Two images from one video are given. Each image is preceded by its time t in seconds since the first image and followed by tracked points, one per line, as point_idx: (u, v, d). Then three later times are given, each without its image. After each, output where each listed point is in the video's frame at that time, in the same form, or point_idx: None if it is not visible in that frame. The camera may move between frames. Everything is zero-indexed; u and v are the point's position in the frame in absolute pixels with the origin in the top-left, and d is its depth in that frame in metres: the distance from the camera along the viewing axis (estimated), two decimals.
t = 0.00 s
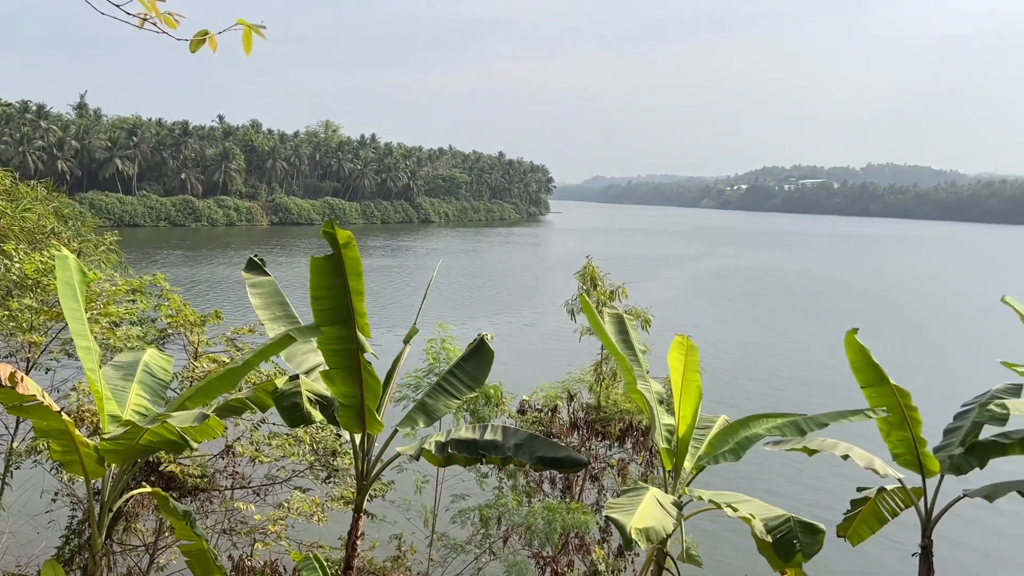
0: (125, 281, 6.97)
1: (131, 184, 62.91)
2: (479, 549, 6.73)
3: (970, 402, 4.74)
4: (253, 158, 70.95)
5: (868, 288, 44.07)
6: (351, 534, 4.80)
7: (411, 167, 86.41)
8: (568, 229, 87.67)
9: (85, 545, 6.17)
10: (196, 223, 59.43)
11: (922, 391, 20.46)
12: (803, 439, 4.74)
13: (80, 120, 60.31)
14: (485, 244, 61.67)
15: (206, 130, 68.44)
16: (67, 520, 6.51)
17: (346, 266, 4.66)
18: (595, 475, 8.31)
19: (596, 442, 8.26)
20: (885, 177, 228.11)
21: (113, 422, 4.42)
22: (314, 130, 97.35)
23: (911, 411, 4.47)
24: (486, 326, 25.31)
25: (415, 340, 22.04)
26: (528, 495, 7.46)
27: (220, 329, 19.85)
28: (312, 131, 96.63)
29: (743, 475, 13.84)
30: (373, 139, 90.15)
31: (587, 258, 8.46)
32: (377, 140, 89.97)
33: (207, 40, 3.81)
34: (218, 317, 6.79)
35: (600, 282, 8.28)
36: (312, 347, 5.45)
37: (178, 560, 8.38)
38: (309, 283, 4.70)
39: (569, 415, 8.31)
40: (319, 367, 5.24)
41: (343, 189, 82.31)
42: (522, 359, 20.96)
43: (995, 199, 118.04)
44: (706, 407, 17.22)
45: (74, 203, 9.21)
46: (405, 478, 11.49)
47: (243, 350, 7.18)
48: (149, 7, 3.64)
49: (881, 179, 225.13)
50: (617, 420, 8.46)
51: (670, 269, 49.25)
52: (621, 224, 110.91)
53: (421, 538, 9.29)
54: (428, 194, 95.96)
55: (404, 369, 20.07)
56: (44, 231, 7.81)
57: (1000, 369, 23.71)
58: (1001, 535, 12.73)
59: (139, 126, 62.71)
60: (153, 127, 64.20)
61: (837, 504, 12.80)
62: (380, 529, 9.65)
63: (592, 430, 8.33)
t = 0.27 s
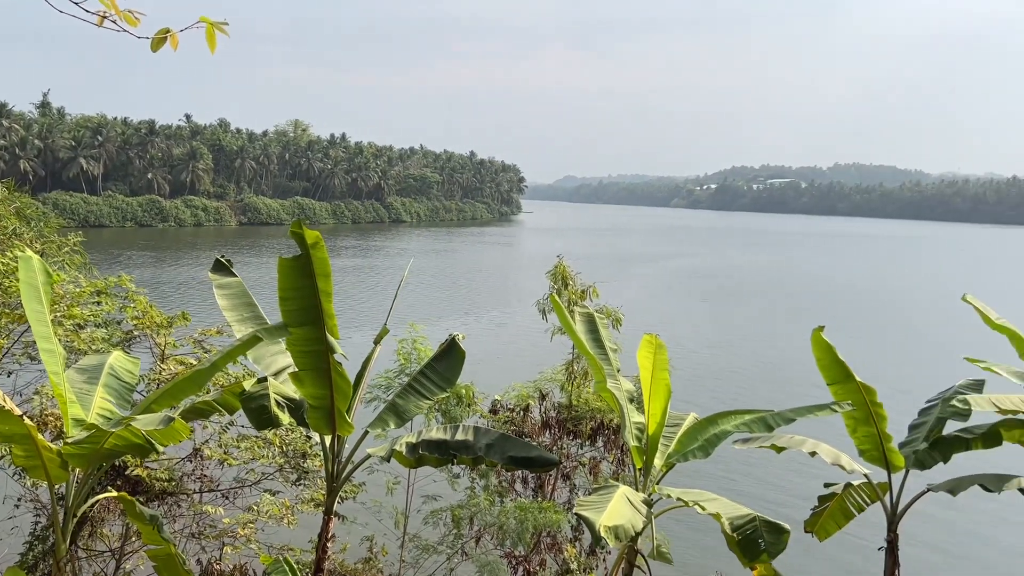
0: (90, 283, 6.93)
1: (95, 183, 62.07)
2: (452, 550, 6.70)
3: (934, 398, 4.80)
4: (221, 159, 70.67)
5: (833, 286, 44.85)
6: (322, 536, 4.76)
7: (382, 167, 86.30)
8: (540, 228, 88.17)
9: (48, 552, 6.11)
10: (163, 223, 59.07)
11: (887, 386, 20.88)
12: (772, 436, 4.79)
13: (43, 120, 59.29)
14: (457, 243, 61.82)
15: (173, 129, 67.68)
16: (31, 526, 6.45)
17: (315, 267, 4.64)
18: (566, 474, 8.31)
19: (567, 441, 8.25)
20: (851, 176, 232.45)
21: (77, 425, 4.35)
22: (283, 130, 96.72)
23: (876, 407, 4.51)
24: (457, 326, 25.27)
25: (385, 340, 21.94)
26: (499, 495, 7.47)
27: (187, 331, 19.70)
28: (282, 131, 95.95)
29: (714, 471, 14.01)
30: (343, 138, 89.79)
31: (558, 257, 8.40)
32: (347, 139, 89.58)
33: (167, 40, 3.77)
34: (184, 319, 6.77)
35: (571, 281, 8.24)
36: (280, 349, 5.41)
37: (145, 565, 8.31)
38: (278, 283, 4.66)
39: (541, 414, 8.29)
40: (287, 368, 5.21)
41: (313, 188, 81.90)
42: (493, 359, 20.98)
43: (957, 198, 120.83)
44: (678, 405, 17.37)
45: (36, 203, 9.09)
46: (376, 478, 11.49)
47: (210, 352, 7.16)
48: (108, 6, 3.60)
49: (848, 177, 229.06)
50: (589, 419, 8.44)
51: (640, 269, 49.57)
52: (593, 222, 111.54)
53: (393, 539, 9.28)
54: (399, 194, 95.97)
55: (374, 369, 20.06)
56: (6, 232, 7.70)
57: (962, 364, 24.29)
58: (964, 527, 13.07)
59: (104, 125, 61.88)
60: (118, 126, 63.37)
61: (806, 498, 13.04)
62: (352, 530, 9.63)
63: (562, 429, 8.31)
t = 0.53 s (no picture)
0: (53, 286, 6.84)
1: (58, 184, 61.00)
2: (423, 551, 6.67)
3: (898, 394, 4.84)
4: (188, 158, 69.88)
5: (799, 285, 45.54)
6: (290, 539, 4.73)
7: (352, 167, 86.09)
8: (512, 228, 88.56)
9: (11, 559, 6.01)
10: (129, 224, 58.33)
11: (852, 382, 21.24)
12: (740, 434, 4.82)
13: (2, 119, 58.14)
14: (428, 244, 61.86)
15: (138, 129, 66.71)
16: None
17: (282, 267, 4.61)
18: (538, 473, 8.29)
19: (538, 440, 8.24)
20: (818, 176, 236.39)
21: (39, 430, 4.28)
22: (251, 129, 95.90)
23: (843, 404, 4.53)
24: (427, 327, 25.23)
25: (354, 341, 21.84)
26: (471, 495, 7.45)
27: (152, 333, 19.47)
28: (250, 130, 95.11)
29: (686, 469, 14.12)
30: (312, 137, 89.43)
31: (529, 257, 8.35)
32: (317, 139, 89.20)
33: (127, 39, 3.72)
34: (151, 321, 6.71)
35: (542, 281, 8.19)
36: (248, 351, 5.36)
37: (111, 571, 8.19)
38: (245, 285, 4.63)
39: (512, 414, 8.26)
40: (255, 370, 5.17)
41: (282, 188, 81.35)
42: (464, 359, 20.97)
43: (921, 197, 123.38)
44: (650, 404, 17.49)
45: None
46: (346, 481, 11.43)
47: (177, 355, 7.10)
48: (65, 5, 3.54)
49: (817, 177, 232.66)
50: (561, 419, 8.41)
51: (611, 268, 49.85)
52: (566, 222, 111.99)
53: (363, 541, 9.24)
54: (369, 194, 95.83)
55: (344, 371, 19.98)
56: None
57: (925, 360, 24.80)
58: (929, 520, 13.35)
59: (67, 124, 60.83)
60: (82, 125, 62.36)
61: (776, 494, 13.22)
62: (322, 533, 9.56)
63: (534, 428, 8.29)
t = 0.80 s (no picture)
0: (13, 289, 6.73)
1: (18, 184, 59.98)
2: (394, 552, 6.66)
3: (864, 391, 4.88)
4: (154, 158, 69.10)
5: (767, 284, 46.12)
6: (259, 544, 4.68)
7: (320, 167, 85.83)
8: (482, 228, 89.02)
9: None
10: (93, 225, 57.58)
11: (819, 379, 21.62)
12: (708, 432, 4.86)
13: None
14: (399, 244, 61.82)
15: (101, 128, 65.78)
16: None
17: (248, 268, 4.56)
18: (509, 473, 8.28)
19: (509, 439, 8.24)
20: (785, 177, 239.94)
21: None
22: (217, 129, 94.98)
23: (809, 401, 4.55)
24: (396, 328, 25.14)
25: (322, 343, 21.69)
26: (442, 496, 7.43)
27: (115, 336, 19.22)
28: (218, 130, 94.21)
29: (659, 465, 14.23)
30: (280, 137, 89.04)
31: (500, 257, 8.33)
32: (285, 139, 88.85)
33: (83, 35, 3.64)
34: (114, 324, 6.62)
35: (512, 281, 8.19)
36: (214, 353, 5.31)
37: None
38: (210, 286, 4.58)
39: (483, 414, 8.25)
40: (222, 372, 5.12)
41: (249, 188, 80.76)
42: (434, 360, 20.91)
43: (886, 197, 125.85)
44: (622, 403, 17.59)
45: None
46: (315, 483, 11.35)
47: (141, 358, 7.02)
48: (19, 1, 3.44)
49: (785, 178, 236.17)
50: (531, 419, 8.41)
51: (581, 268, 50.06)
52: (538, 222, 112.33)
53: (333, 545, 9.18)
54: (339, 194, 95.75)
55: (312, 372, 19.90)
56: None
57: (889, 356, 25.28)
58: (895, 506, 13.60)
59: (27, 124, 59.82)
60: (43, 125, 61.37)
61: (745, 486, 13.36)
62: (291, 536, 9.48)
63: (505, 428, 8.28)
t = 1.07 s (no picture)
0: None
1: None
2: (363, 555, 6.62)
3: (829, 387, 4.93)
4: (117, 158, 68.12)
5: (734, 283, 46.71)
6: (226, 548, 4.63)
7: (288, 167, 85.38)
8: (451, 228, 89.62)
9: None
10: (55, 226, 56.68)
11: (785, 376, 22.00)
12: (677, 430, 4.89)
13: None
14: (368, 244, 61.61)
15: (62, 127, 64.63)
16: None
17: (213, 269, 4.51)
18: (480, 473, 8.28)
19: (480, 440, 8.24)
20: (750, 177, 243.73)
21: None
22: (182, 128, 93.81)
23: (776, 399, 4.59)
24: (364, 329, 25.01)
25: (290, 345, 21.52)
26: (412, 497, 7.40)
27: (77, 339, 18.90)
28: (183, 130, 93.05)
29: (631, 464, 14.33)
30: (247, 137, 88.55)
31: (469, 258, 8.35)
32: (251, 139, 88.43)
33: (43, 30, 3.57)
34: (76, 326, 6.54)
35: (481, 281, 8.21)
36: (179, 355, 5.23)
37: None
38: (175, 288, 4.51)
39: (454, 415, 8.23)
40: (187, 375, 5.06)
41: (215, 189, 80.05)
42: (403, 361, 20.84)
43: (850, 197, 128.32)
44: (594, 402, 17.64)
45: None
46: (283, 487, 11.27)
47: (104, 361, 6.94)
48: None
49: (752, 178, 239.86)
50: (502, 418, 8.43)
51: (551, 268, 50.21)
52: (508, 222, 112.62)
53: (302, 548, 9.13)
54: (306, 193, 95.53)
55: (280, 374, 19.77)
56: None
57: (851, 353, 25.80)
58: (864, 501, 13.83)
59: None
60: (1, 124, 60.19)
61: (716, 483, 13.51)
62: (260, 540, 9.39)
63: (475, 428, 8.28)
